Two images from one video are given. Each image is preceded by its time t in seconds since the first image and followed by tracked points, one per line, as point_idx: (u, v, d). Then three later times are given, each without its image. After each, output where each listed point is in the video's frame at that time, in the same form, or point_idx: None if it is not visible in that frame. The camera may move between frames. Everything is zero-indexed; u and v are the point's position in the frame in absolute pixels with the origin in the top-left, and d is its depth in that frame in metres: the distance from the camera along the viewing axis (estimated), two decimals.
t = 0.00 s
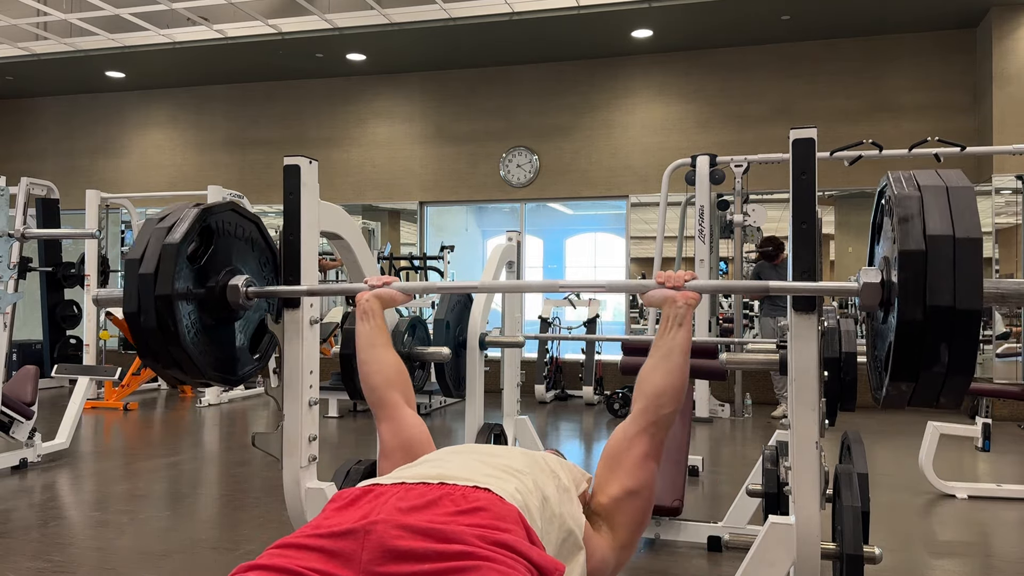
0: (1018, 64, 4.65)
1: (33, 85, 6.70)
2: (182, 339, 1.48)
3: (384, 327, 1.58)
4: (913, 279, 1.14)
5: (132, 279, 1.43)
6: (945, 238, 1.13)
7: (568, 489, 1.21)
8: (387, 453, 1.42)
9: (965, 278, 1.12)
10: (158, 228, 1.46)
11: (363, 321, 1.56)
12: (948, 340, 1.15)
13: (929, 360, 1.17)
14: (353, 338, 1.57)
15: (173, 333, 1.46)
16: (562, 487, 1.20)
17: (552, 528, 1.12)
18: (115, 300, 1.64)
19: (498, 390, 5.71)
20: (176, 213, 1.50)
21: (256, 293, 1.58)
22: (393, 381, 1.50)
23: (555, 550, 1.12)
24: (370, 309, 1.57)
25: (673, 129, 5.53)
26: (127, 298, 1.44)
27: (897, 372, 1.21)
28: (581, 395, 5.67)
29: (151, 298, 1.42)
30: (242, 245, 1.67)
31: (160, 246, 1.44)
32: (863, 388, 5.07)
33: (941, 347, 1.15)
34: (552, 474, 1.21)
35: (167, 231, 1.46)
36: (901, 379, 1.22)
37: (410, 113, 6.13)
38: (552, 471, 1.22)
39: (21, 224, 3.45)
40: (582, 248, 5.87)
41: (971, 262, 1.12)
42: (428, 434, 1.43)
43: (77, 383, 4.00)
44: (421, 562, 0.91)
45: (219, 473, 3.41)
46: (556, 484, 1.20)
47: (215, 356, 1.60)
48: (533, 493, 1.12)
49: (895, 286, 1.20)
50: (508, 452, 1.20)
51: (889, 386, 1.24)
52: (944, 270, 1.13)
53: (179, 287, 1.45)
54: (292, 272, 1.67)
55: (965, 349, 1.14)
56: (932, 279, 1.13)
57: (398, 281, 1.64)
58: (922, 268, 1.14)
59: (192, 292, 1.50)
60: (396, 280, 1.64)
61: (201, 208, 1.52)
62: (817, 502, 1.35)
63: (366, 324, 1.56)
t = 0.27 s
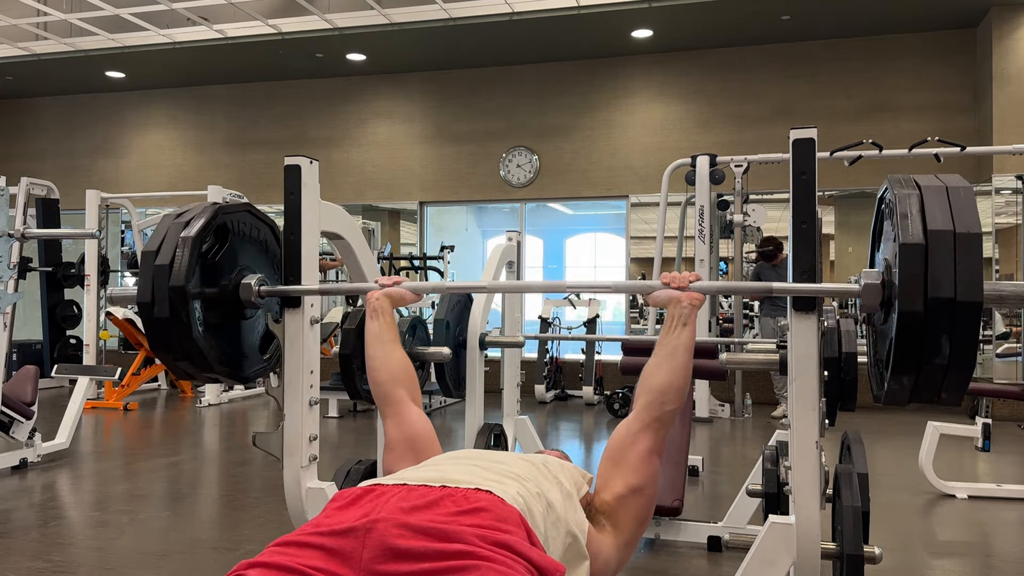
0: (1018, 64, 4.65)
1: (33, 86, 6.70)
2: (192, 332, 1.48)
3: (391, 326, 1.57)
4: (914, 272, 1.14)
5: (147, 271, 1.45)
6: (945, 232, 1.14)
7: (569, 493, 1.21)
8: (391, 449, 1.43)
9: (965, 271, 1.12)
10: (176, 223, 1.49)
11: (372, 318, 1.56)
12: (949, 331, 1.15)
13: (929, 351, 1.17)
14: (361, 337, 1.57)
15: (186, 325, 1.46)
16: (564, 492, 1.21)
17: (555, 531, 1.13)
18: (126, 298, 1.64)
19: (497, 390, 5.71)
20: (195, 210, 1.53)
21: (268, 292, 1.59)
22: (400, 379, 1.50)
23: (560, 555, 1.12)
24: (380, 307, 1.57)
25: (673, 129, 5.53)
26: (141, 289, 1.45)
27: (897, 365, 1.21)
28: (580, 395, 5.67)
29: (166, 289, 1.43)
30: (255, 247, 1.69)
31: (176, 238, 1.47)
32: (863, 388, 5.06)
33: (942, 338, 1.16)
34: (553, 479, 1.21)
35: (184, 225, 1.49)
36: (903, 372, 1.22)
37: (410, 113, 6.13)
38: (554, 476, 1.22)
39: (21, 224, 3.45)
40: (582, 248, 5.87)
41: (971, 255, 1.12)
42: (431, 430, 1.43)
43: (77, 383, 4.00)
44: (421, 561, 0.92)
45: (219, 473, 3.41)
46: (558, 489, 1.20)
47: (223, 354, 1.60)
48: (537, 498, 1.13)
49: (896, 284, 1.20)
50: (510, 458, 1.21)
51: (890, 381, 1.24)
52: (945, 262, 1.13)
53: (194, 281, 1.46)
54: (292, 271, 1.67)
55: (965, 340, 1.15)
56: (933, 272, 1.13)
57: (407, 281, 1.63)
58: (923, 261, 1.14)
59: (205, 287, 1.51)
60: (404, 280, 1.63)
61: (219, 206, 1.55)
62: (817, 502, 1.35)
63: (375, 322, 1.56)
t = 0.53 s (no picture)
0: (1018, 64, 4.65)
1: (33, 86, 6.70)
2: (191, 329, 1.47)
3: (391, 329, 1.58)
4: (915, 268, 1.14)
5: (149, 267, 1.46)
6: (945, 230, 1.15)
7: (572, 494, 1.22)
8: (391, 450, 1.43)
9: (965, 269, 1.13)
10: (181, 222, 1.51)
11: (372, 321, 1.57)
12: (951, 329, 1.15)
13: (931, 349, 1.17)
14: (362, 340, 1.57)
15: (184, 322, 1.46)
16: (568, 494, 1.21)
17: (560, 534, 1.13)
18: (127, 299, 1.65)
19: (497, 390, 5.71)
20: (201, 210, 1.55)
21: (269, 294, 1.60)
22: (398, 382, 1.50)
23: (563, 560, 1.13)
24: (380, 310, 1.57)
25: (673, 129, 5.53)
26: (142, 284, 1.45)
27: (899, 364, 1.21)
28: (580, 395, 5.67)
29: (166, 286, 1.44)
30: (260, 252, 1.70)
31: (181, 236, 1.48)
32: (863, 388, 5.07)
33: (944, 336, 1.16)
34: (556, 482, 1.21)
35: (188, 223, 1.50)
36: (905, 371, 1.21)
37: (410, 113, 6.13)
38: (557, 478, 1.22)
39: (21, 224, 3.45)
40: (582, 248, 5.87)
41: (971, 254, 1.13)
42: (429, 432, 1.43)
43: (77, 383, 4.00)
44: (424, 565, 0.92)
45: (219, 473, 3.41)
46: (562, 491, 1.20)
47: (222, 355, 1.59)
48: (542, 502, 1.13)
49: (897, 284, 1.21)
50: (514, 460, 1.21)
51: (892, 381, 1.23)
52: (945, 259, 1.14)
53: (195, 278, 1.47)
54: (292, 271, 1.67)
55: (967, 337, 1.14)
56: (934, 269, 1.14)
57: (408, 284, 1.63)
58: (924, 258, 1.15)
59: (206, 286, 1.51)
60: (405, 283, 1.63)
61: (224, 207, 1.57)
62: (817, 503, 1.35)
63: (375, 325, 1.57)
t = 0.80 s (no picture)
0: (1018, 64, 4.65)
1: (33, 86, 6.70)
2: (191, 328, 1.47)
3: (391, 332, 1.58)
4: (913, 263, 1.15)
5: (151, 266, 1.47)
6: (942, 227, 1.16)
7: (573, 493, 1.22)
8: (387, 453, 1.43)
9: (962, 266, 1.14)
10: (183, 223, 1.52)
11: (372, 324, 1.57)
12: (950, 326, 1.15)
13: (930, 345, 1.17)
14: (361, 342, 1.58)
15: (184, 322, 1.46)
16: (568, 493, 1.21)
17: (560, 531, 1.13)
18: (127, 303, 1.65)
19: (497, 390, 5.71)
20: (204, 212, 1.56)
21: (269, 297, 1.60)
22: (395, 386, 1.50)
23: (562, 560, 1.13)
24: (379, 312, 1.59)
25: (673, 129, 5.53)
26: (143, 282, 1.46)
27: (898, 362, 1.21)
28: (580, 395, 5.67)
29: (167, 284, 1.44)
30: (261, 257, 1.70)
31: (182, 236, 1.49)
32: (863, 388, 5.07)
33: (942, 333, 1.16)
34: (558, 481, 1.21)
35: (190, 223, 1.52)
36: (904, 369, 1.21)
37: (410, 113, 6.13)
38: (558, 478, 1.22)
39: (21, 224, 3.45)
40: (582, 248, 5.87)
41: (970, 253, 1.14)
42: (427, 434, 1.43)
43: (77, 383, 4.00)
44: (425, 565, 0.92)
45: (219, 473, 3.41)
46: (562, 490, 1.20)
47: (221, 357, 1.58)
48: (542, 501, 1.13)
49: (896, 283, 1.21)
50: (515, 460, 1.21)
51: (892, 380, 1.23)
52: (942, 256, 1.15)
53: (196, 277, 1.47)
54: (292, 271, 1.67)
55: (966, 335, 1.14)
56: (932, 265, 1.15)
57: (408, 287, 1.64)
58: (921, 254, 1.16)
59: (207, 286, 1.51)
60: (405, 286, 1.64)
61: (227, 209, 1.58)
62: (817, 503, 1.35)
63: (374, 328, 1.57)
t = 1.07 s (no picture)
0: (1018, 64, 4.65)
1: (33, 85, 6.70)
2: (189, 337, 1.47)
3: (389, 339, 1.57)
4: (913, 273, 1.14)
5: (150, 274, 1.46)
6: (942, 236, 1.15)
7: (572, 492, 1.22)
8: (382, 460, 1.44)
9: (963, 275, 1.13)
10: (183, 231, 1.52)
11: (370, 330, 1.57)
12: (949, 334, 1.14)
13: (930, 355, 1.16)
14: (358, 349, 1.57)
15: (183, 330, 1.46)
16: (567, 491, 1.21)
17: (561, 527, 1.13)
18: (126, 310, 1.65)
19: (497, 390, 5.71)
20: (203, 219, 1.56)
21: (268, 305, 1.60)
22: (388, 397, 1.49)
23: (560, 560, 1.12)
24: (379, 319, 1.58)
25: (673, 129, 5.53)
26: (142, 291, 1.46)
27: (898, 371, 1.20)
28: (580, 395, 5.67)
29: (166, 293, 1.44)
30: (260, 264, 1.70)
31: (182, 245, 1.48)
32: (863, 388, 5.07)
33: (942, 342, 1.15)
34: (557, 480, 1.22)
35: (189, 232, 1.51)
36: (905, 378, 1.20)
37: (410, 113, 6.13)
38: (558, 478, 1.23)
39: (21, 224, 3.45)
40: (582, 248, 5.87)
41: (969, 262, 1.13)
42: (423, 442, 1.43)
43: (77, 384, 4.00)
44: (426, 566, 0.92)
45: (219, 473, 3.41)
46: (561, 490, 1.20)
47: (220, 365, 1.58)
48: (541, 501, 1.13)
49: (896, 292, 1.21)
50: (514, 459, 1.21)
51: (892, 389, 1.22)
52: (943, 265, 1.14)
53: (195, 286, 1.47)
54: (292, 272, 1.67)
55: (966, 344, 1.14)
56: (932, 274, 1.14)
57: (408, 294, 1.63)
58: (921, 263, 1.15)
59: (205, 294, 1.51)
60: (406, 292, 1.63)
61: (227, 217, 1.57)
62: (817, 502, 1.35)
63: (372, 334, 1.57)
